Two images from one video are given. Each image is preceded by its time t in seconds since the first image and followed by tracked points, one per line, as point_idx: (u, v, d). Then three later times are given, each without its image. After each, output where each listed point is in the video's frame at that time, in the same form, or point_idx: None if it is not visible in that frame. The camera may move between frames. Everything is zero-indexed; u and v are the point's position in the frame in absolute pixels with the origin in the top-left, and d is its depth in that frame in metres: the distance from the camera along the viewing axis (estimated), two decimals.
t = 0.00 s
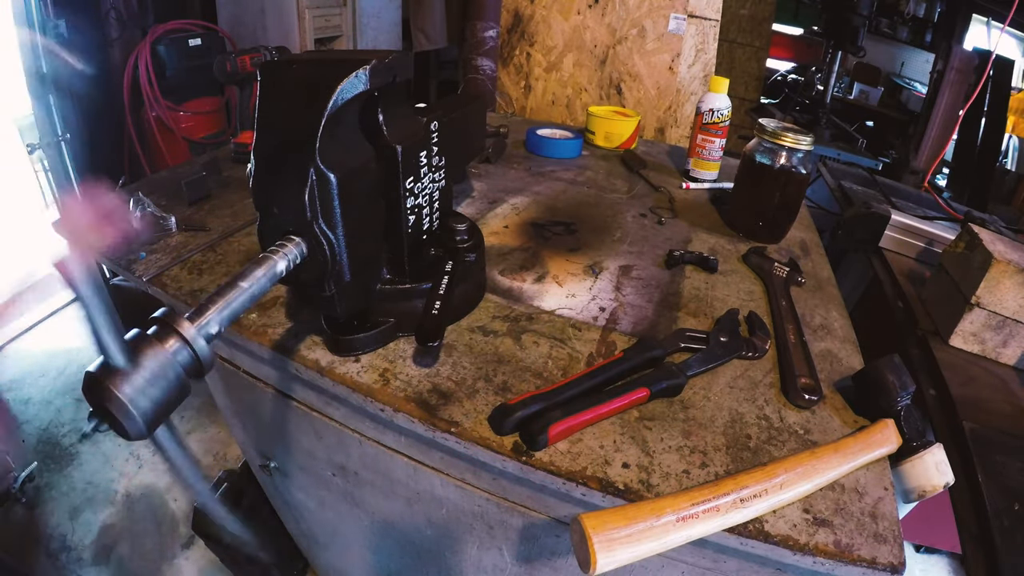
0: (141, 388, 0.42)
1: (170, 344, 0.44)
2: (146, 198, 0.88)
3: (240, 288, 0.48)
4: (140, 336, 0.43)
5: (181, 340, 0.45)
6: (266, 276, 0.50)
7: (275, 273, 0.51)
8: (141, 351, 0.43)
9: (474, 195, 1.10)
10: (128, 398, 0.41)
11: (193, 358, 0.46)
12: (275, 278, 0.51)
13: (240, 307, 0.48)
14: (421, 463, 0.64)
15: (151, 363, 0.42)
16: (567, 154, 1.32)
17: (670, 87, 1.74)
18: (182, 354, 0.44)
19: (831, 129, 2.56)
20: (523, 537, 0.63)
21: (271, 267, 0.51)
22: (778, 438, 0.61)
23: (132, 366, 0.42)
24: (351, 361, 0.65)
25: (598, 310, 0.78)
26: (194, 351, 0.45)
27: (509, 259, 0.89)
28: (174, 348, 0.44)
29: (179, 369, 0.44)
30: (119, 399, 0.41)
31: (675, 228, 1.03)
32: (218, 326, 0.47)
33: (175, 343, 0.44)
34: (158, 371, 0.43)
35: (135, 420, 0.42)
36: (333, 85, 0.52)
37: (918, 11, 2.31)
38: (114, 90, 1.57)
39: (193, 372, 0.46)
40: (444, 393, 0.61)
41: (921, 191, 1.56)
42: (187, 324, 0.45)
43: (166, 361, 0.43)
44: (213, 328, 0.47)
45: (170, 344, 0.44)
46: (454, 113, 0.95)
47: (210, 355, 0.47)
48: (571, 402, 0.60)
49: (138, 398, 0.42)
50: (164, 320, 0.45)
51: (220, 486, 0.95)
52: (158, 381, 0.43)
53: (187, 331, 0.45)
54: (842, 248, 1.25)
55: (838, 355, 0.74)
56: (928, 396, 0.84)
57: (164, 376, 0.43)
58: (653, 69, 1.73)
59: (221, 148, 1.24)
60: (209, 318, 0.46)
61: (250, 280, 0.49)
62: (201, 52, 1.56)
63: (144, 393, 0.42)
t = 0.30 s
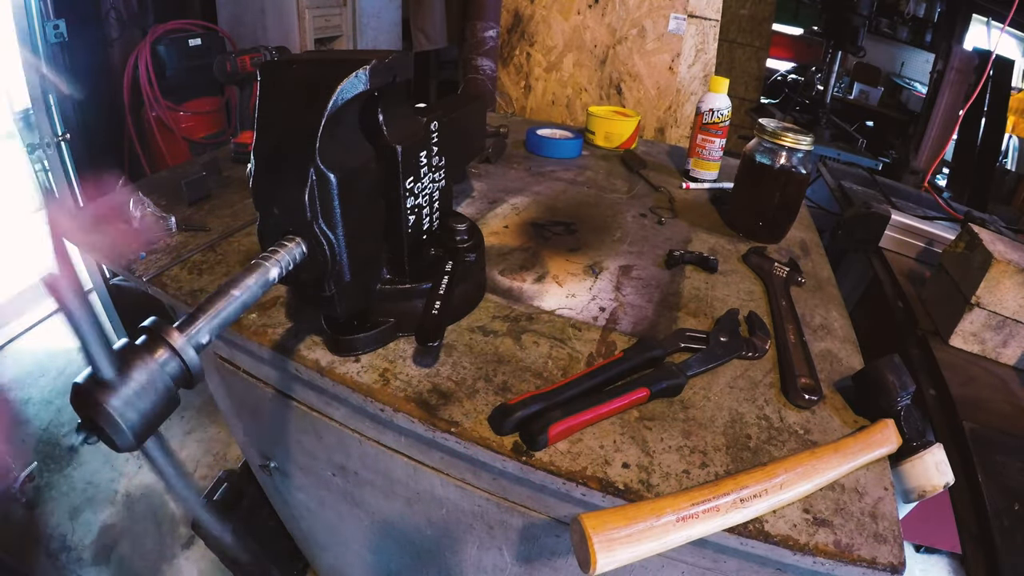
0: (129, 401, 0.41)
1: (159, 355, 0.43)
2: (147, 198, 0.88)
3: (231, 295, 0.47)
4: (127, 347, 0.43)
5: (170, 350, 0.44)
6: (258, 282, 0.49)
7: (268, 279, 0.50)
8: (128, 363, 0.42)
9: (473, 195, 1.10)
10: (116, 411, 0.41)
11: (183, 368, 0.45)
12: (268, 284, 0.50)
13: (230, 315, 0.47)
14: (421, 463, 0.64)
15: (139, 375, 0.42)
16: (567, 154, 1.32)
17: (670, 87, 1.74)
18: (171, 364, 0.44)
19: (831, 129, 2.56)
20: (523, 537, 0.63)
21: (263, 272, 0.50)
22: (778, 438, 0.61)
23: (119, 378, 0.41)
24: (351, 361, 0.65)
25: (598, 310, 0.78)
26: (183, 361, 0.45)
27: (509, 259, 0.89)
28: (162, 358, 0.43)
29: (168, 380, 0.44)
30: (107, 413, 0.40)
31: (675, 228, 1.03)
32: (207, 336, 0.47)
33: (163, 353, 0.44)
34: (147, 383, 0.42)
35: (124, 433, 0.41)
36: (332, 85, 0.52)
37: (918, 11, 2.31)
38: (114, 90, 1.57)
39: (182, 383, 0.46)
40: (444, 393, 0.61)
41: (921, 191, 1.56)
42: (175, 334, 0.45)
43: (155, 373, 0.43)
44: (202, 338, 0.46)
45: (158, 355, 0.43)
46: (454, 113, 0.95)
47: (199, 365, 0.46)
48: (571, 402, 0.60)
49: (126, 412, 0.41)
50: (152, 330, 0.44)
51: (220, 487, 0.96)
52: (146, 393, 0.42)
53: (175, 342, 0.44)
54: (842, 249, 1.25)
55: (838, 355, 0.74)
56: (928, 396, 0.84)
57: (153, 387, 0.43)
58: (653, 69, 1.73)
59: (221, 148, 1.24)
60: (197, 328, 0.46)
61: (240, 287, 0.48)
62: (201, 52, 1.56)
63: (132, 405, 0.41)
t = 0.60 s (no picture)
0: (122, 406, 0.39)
1: (152, 361, 0.42)
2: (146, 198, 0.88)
3: (225, 299, 0.46)
4: (118, 354, 0.41)
5: (163, 355, 0.43)
6: (252, 288, 0.48)
7: (263, 284, 0.49)
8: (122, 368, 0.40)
9: (474, 195, 1.10)
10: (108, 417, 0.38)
11: (176, 375, 0.43)
12: (263, 289, 0.49)
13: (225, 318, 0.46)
14: (421, 463, 0.64)
15: (133, 381, 0.40)
16: (567, 154, 1.32)
17: (670, 87, 1.74)
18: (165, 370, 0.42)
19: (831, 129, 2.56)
20: (523, 537, 0.63)
21: (258, 278, 0.49)
22: (778, 438, 0.61)
23: (110, 384, 0.39)
24: (351, 361, 0.65)
25: (598, 310, 0.78)
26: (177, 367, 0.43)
27: (509, 259, 0.89)
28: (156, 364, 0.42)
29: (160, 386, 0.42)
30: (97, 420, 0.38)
31: (675, 228, 1.03)
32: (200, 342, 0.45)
33: (157, 359, 0.42)
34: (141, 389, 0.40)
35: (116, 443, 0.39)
36: (332, 85, 0.52)
37: (918, 11, 2.31)
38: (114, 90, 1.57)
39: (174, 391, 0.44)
40: (443, 393, 0.61)
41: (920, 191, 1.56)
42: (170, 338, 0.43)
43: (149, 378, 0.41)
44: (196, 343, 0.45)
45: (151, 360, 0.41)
46: (454, 113, 0.95)
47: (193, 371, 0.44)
48: (571, 402, 0.60)
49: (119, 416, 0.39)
50: (145, 335, 0.43)
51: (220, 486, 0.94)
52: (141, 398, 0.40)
53: (168, 347, 0.43)
54: (842, 249, 1.25)
55: (838, 355, 0.74)
56: (927, 396, 0.84)
57: (147, 394, 0.41)
58: (654, 69, 1.73)
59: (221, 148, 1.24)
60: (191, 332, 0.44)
61: (235, 292, 0.47)
62: (201, 52, 1.56)
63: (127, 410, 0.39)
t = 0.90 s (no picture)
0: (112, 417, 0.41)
1: (145, 370, 0.43)
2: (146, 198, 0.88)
3: (220, 305, 0.46)
4: (108, 363, 0.42)
5: (154, 365, 0.43)
6: (247, 292, 0.48)
7: (257, 288, 0.49)
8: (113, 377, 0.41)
9: (474, 195, 1.10)
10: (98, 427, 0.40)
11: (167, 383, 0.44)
12: (257, 294, 0.49)
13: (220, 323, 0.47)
14: (421, 463, 0.64)
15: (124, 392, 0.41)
16: (567, 154, 1.32)
17: (670, 87, 1.74)
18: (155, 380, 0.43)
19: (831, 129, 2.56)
20: (523, 537, 0.63)
21: (252, 282, 0.48)
22: (778, 438, 0.61)
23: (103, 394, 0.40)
24: (351, 361, 0.65)
25: (598, 310, 0.78)
26: (167, 375, 0.44)
27: (509, 259, 0.89)
28: (146, 374, 0.43)
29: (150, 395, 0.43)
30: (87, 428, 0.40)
31: (675, 228, 1.03)
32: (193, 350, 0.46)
33: (147, 368, 0.43)
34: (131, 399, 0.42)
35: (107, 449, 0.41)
36: (332, 85, 0.52)
37: (918, 11, 2.30)
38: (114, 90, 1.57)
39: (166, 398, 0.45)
40: (443, 393, 0.61)
41: (921, 191, 1.56)
42: (161, 347, 0.44)
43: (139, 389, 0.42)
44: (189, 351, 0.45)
45: (141, 371, 0.42)
46: (454, 113, 0.95)
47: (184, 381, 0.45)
48: (571, 402, 0.60)
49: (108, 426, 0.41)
50: (137, 345, 0.44)
51: (220, 486, 0.95)
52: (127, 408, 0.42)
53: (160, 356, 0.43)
54: (842, 249, 1.25)
55: (839, 355, 0.74)
56: (928, 396, 0.84)
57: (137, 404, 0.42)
58: (654, 70, 1.73)
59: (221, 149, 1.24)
60: (183, 341, 0.45)
61: (227, 300, 0.47)
62: (201, 52, 1.56)
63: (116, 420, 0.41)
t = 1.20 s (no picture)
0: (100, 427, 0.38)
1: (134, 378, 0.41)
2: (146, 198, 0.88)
3: (211, 311, 0.45)
4: (97, 370, 0.40)
5: (144, 373, 0.41)
6: (239, 299, 0.47)
7: (250, 296, 0.47)
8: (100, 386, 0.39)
9: (474, 194, 1.10)
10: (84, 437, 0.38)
11: (157, 393, 0.42)
12: (250, 301, 0.48)
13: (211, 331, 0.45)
14: (421, 463, 0.64)
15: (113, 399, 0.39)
16: (567, 154, 1.32)
17: (670, 87, 1.74)
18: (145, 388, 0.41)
19: (831, 129, 2.55)
20: (523, 537, 0.63)
21: (245, 289, 0.47)
22: (778, 438, 0.61)
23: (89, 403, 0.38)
24: (351, 361, 0.65)
25: (598, 310, 0.78)
26: (157, 384, 0.42)
27: (509, 259, 0.89)
28: (136, 383, 0.40)
29: (139, 406, 0.41)
30: (75, 440, 0.37)
31: (675, 228, 1.03)
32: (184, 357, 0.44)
33: (137, 376, 0.41)
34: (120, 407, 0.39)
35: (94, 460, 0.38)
36: (332, 85, 0.52)
37: (918, 11, 2.31)
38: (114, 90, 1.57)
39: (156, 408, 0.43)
40: (443, 393, 0.61)
41: (921, 191, 1.56)
42: (152, 355, 0.42)
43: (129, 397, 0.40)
44: (181, 359, 0.43)
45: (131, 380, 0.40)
46: (453, 113, 0.95)
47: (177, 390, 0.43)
48: (571, 402, 0.60)
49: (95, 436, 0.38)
50: (126, 351, 0.41)
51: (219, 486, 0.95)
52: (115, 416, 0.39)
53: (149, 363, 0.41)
54: (842, 248, 1.25)
55: (838, 355, 0.74)
56: (928, 396, 0.84)
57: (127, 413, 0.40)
58: (654, 69, 1.73)
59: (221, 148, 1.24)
60: (174, 348, 0.43)
61: (220, 305, 0.45)
62: (201, 52, 1.55)
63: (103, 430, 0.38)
